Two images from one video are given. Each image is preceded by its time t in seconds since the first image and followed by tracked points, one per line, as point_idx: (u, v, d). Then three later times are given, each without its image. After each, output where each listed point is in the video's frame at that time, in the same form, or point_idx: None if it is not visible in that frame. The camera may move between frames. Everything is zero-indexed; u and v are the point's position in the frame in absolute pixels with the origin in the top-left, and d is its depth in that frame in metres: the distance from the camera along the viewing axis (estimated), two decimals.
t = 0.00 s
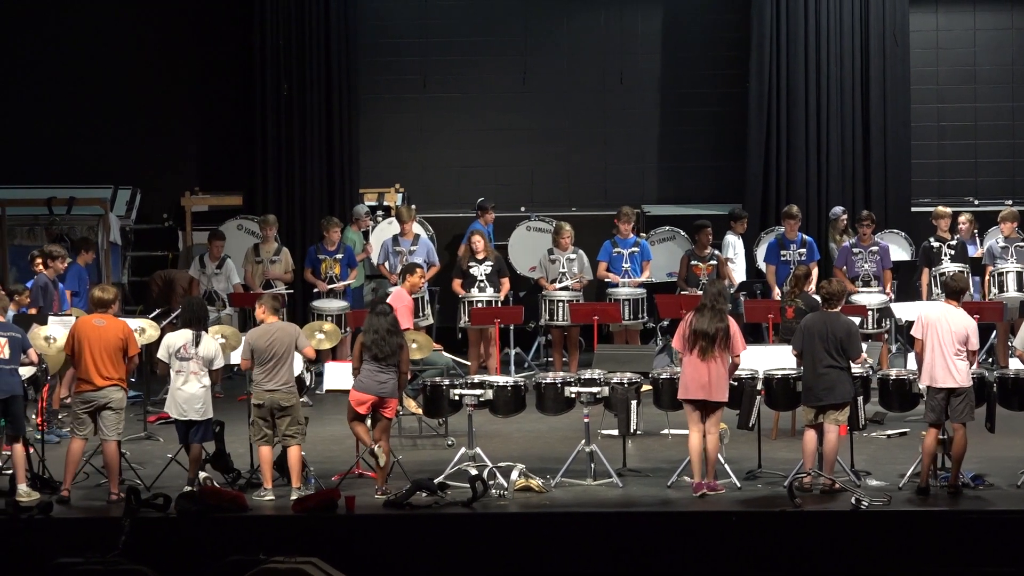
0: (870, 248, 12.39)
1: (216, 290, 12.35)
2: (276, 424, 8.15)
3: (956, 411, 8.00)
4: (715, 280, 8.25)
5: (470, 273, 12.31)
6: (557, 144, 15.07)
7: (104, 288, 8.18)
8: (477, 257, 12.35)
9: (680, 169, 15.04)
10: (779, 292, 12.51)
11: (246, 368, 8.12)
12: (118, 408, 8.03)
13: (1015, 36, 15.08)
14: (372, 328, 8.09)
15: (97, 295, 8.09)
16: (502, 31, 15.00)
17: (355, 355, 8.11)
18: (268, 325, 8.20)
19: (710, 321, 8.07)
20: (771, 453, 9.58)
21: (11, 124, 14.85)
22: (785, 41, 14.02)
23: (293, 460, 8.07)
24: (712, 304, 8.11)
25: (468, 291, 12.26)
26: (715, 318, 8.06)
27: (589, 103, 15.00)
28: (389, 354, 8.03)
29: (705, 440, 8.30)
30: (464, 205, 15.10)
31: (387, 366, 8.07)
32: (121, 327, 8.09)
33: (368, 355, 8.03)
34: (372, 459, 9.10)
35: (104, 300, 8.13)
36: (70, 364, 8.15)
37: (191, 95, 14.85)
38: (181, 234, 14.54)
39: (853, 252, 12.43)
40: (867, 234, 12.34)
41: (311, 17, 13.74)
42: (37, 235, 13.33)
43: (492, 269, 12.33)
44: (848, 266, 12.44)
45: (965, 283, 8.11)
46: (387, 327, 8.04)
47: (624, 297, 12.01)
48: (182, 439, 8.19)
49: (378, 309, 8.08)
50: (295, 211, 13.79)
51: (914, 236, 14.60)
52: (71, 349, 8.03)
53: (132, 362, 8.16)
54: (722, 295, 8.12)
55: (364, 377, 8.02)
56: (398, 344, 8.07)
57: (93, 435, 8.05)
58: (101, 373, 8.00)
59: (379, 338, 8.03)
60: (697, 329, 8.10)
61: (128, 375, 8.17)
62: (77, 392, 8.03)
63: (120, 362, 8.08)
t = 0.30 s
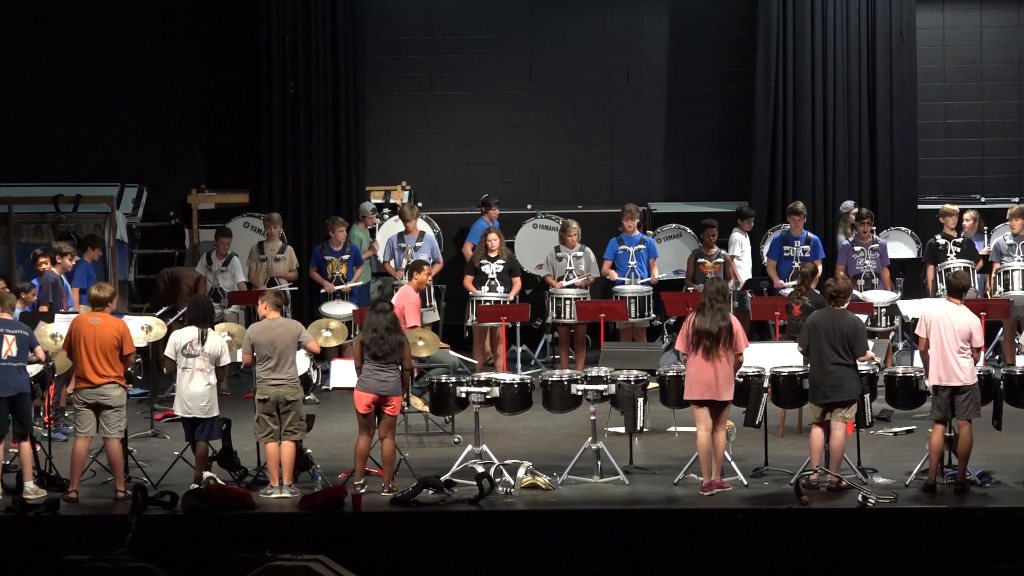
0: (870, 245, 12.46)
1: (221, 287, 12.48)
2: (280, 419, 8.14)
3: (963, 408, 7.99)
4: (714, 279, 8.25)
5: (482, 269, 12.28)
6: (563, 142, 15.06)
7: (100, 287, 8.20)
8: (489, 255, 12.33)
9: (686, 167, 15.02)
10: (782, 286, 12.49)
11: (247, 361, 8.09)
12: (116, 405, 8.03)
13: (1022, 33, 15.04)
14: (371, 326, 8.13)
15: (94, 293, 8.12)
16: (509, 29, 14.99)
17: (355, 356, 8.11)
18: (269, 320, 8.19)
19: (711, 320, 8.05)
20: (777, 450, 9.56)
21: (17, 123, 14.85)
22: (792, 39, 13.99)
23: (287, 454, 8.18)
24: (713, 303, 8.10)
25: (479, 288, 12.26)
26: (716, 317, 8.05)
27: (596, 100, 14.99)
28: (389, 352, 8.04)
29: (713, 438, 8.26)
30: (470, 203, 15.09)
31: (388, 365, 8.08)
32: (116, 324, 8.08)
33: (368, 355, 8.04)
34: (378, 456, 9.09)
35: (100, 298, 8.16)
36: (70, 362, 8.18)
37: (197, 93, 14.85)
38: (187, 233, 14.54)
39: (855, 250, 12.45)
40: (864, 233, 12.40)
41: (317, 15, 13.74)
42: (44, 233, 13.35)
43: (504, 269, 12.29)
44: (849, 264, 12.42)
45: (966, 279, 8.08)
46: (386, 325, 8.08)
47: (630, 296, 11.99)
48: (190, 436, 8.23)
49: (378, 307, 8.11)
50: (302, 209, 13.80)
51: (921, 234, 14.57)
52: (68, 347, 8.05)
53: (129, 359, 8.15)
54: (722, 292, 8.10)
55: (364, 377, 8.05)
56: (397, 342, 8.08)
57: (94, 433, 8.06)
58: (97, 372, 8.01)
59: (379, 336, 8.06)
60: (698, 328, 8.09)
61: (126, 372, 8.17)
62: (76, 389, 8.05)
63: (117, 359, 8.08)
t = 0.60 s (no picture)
0: (880, 234, 12.40)
1: (228, 278, 12.49)
2: (289, 409, 8.15)
3: (969, 396, 7.95)
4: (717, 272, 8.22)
5: (491, 260, 12.29)
6: (573, 131, 15.02)
7: (100, 277, 8.16)
8: (498, 245, 12.31)
9: (695, 157, 14.99)
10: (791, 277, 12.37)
11: (256, 351, 8.10)
12: (119, 396, 8.05)
13: None
14: (363, 319, 8.15)
15: (95, 285, 8.09)
16: (518, 19, 14.95)
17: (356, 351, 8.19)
18: (282, 311, 8.20)
19: (721, 311, 7.99)
20: (788, 440, 9.54)
21: (26, 115, 14.84)
22: (801, 29, 13.94)
23: (298, 445, 8.19)
24: (721, 294, 8.05)
25: (488, 278, 12.28)
26: (725, 307, 7.99)
27: (605, 90, 14.95)
28: (381, 344, 8.06)
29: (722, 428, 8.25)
30: (479, 193, 15.08)
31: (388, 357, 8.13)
32: (117, 315, 8.07)
33: (364, 351, 8.11)
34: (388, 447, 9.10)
35: (100, 289, 8.12)
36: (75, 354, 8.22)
37: (206, 84, 14.82)
38: (197, 223, 14.54)
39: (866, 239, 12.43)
40: (874, 221, 12.35)
41: (326, 6, 13.73)
42: (53, 224, 13.24)
43: (513, 258, 12.30)
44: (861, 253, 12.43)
45: (972, 268, 7.93)
46: (376, 317, 8.09)
47: (639, 285, 11.99)
48: (200, 427, 8.24)
49: (373, 299, 8.14)
50: (311, 199, 13.81)
51: (930, 223, 14.51)
52: (71, 339, 8.09)
53: (132, 349, 8.15)
54: (729, 285, 8.10)
55: (368, 369, 8.13)
56: (389, 333, 8.09)
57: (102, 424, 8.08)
58: (98, 363, 8.03)
59: (368, 329, 8.09)
60: (709, 319, 8.02)
61: (130, 363, 8.17)
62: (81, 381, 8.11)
63: (120, 350, 8.08)
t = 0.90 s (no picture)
0: (906, 227, 12.32)
1: (248, 272, 12.51)
2: (311, 403, 8.16)
3: (982, 389, 7.93)
4: (735, 266, 8.18)
5: (508, 254, 12.24)
6: (595, 125, 14.96)
7: (118, 272, 8.16)
8: (516, 239, 12.28)
9: (717, 149, 14.92)
10: (812, 272, 12.31)
11: (277, 344, 8.13)
12: (141, 390, 8.07)
13: None
14: (383, 313, 8.17)
15: (115, 280, 8.11)
16: (540, 13, 14.90)
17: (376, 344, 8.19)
18: (304, 306, 8.20)
19: (748, 305, 7.95)
20: (810, 433, 9.48)
21: (45, 108, 14.76)
22: (823, 22, 13.85)
23: (321, 439, 8.17)
24: (745, 288, 8.02)
25: (506, 273, 12.23)
26: (752, 301, 7.96)
27: (627, 83, 14.89)
28: (398, 338, 8.08)
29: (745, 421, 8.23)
30: (500, 186, 15.04)
31: (406, 350, 8.11)
32: (137, 309, 8.09)
33: (382, 344, 8.10)
34: (410, 441, 9.10)
35: (119, 284, 8.13)
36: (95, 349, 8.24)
37: (225, 79, 14.75)
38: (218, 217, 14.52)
39: (893, 231, 12.34)
40: (900, 214, 12.27)
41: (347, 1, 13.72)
42: (76, 219, 13.38)
43: (531, 252, 12.24)
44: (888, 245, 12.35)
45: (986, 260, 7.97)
46: (396, 310, 8.09)
47: (661, 279, 11.95)
48: (223, 421, 8.25)
49: (393, 292, 8.16)
50: (333, 194, 13.81)
51: (953, 216, 14.41)
52: (92, 335, 8.10)
53: (153, 343, 8.18)
54: (747, 279, 8.07)
55: (387, 362, 8.12)
56: (407, 327, 8.09)
57: (123, 419, 8.10)
58: (121, 357, 8.05)
59: (387, 323, 8.10)
60: (735, 314, 7.97)
61: (151, 357, 8.19)
62: (102, 375, 8.12)
63: (141, 345, 8.11)
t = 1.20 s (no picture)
0: (919, 225, 12.30)
1: (256, 270, 12.53)
2: (321, 401, 8.17)
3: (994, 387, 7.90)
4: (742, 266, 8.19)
5: (518, 253, 12.24)
6: (605, 123, 14.93)
7: (130, 270, 8.15)
8: (525, 238, 12.28)
9: (728, 148, 14.89)
10: (823, 269, 12.35)
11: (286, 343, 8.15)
12: (152, 389, 8.08)
13: None
14: (396, 311, 8.16)
15: (126, 278, 8.09)
16: (550, 11, 14.88)
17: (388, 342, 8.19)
18: (313, 305, 8.20)
19: (764, 303, 7.94)
20: (821, 432, 9.46)
21: (55, 105, 14.75)
22: (834, 20, 13.81)
23: (331, 437, 8.19)
24: (757, 287, 8.02)
25: (516, 272, 12.22)
26: (767, 298, 7.95)
27: (637, 81, 14.86)
28: (411, 336, 8.07)
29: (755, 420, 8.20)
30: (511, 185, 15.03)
31: (417, 348, 8.12)
32: (149, 308, 8.11)
33: (394, 341, 8.10)
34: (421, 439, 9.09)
35: (130, 282, 8.12)
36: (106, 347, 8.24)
37: (234, 78, 14.73)
38: (228, 216, 14.52)
39: (905, 229, 12.32)
40: (913, 211, 12.25)
41: None
42: (87, 218, 13.35)
43: (541, 250, 12.27)
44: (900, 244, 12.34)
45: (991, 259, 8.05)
46: (411, 308, 8.11)
47: (673, 277, 11.95)
48: (234, 420, 8.26)
49: (407, 290, 8.14)
50: (344, 192, 13.81)
51: (963, 214, 14.35)
52: (103, 333, 8.11)
53: (164, 342, 8.20)
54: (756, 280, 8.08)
55: (398, 360, 8.12)
56: (420, 325, 8.10)
57: (134, 417, 8.12)
58: (132, 356, 8.06)
59: (401, 321, 8.10)
60: (748, 312, 7.96)
61: (161, 355, 8.21)
62: (113, 374, 8.13)
63: (152, 343, 8.12)
